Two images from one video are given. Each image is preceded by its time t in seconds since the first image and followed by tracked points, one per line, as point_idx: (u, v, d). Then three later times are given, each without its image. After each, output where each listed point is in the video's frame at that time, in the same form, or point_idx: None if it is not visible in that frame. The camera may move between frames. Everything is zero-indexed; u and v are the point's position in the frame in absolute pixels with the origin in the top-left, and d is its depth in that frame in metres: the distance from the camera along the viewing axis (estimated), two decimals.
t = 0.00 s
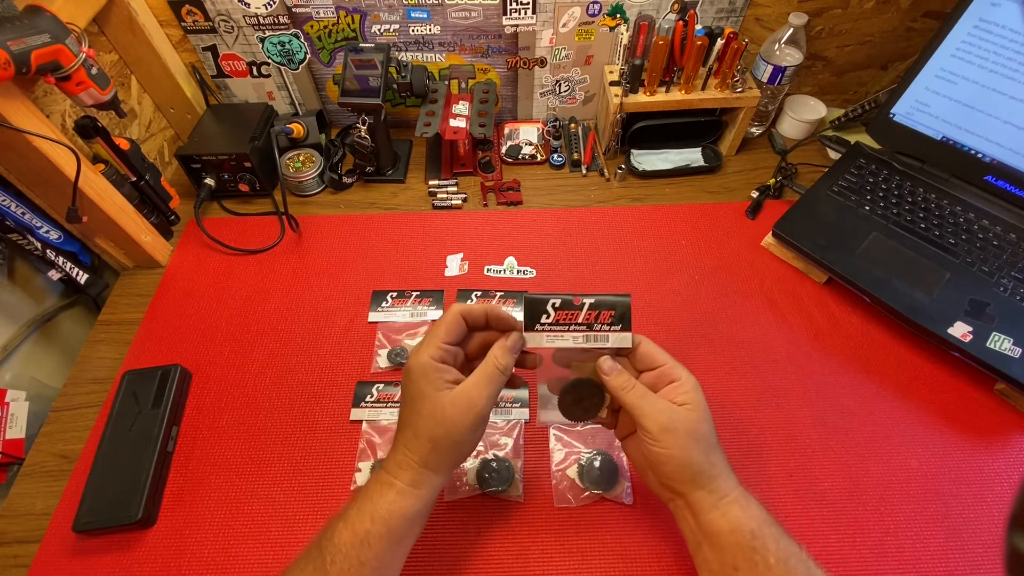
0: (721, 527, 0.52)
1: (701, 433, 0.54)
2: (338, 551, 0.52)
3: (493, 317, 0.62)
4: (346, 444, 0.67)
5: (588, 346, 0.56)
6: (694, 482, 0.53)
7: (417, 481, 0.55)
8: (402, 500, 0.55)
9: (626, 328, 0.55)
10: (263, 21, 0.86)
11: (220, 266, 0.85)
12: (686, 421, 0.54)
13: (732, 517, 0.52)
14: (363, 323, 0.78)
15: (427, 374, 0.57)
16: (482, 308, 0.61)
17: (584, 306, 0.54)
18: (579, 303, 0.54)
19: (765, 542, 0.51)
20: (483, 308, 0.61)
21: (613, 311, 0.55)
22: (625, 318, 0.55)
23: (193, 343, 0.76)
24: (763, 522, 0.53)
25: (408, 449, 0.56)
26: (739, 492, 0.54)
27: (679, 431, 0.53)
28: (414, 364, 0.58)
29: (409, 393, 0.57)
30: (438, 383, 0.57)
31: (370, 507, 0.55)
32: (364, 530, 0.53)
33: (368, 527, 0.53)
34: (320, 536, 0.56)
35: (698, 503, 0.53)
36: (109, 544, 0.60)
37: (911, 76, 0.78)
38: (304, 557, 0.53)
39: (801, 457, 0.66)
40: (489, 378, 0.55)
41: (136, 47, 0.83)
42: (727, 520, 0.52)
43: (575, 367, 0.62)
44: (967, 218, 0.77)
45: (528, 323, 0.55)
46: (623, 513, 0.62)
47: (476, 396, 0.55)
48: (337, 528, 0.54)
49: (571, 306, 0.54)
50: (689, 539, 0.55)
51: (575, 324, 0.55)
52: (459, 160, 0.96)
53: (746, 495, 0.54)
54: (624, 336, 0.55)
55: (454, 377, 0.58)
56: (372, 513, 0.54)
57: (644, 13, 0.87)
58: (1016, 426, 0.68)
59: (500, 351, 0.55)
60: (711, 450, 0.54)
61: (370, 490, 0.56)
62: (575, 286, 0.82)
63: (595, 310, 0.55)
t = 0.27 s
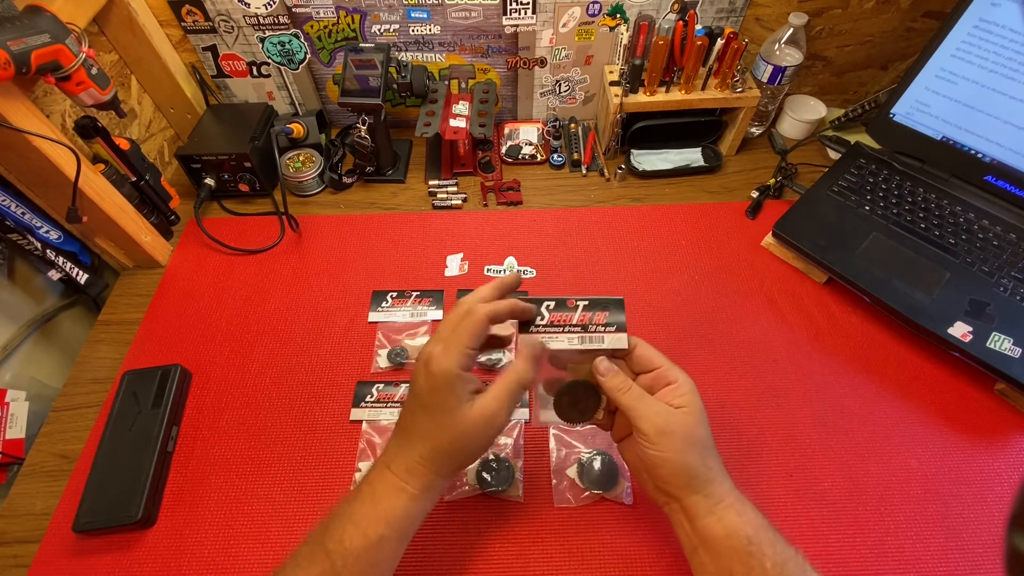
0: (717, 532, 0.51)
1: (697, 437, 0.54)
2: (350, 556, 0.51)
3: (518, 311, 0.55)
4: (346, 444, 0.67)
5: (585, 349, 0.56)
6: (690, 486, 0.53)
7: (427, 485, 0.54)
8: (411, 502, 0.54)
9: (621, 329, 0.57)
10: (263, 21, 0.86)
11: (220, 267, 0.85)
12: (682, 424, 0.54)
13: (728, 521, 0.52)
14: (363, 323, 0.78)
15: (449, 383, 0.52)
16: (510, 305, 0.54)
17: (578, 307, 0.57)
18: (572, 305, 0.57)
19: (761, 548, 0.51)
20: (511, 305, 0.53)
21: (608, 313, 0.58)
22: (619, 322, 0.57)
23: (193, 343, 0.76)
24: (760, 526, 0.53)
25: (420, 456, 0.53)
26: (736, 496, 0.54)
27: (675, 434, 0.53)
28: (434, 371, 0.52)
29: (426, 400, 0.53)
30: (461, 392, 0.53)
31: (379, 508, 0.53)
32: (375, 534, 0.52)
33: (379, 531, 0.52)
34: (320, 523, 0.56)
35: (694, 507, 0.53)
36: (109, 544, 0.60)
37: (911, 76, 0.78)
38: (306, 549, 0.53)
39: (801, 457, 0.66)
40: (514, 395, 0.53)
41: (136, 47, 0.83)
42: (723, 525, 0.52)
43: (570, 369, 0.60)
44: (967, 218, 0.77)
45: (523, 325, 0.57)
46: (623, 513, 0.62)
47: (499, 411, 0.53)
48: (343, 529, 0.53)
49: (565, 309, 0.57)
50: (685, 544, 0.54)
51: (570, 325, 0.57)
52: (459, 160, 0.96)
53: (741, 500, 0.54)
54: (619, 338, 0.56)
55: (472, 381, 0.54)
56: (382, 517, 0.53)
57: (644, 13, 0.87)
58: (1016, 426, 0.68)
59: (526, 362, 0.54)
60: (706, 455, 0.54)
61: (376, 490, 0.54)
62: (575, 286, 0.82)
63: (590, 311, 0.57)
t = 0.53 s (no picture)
0: (707, 551, 0.51)
1: (686, 457, 0.53)
2: (357, 534, 0.51)
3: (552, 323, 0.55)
4: (346, 444, 0.67)
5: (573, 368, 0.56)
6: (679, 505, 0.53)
7: (434, 469, 0.55)
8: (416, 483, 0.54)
9: (610, 347, 0.56)
10: (263, 21, 0.86)
11: (220, 266, 0.85)
12: (667, 444, 0.53)
13: (717, 541, 0.51)
14: (363, 323, 0.78)
15: (474, 376, 0.52)
16: (545, 315, 0.54)
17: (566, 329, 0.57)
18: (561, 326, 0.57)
19: (751, 567, 0.50)
20: (546, 317, 0.54)
21: (597, 333, 0.56)
22: (609, 339, 0.56)
23: (193, 343, 0.76)
24: (753, 543, 0.52)
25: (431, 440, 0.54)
26: (728, 514, 0.53)
27: (661, 455, 0.53)
28: (460, 362, 0.51)
29: (447, 388, 0.53)
30: (483, 389, 0.53)
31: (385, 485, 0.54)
32: (382, 512, 0.53)
33: (386, 509, 0.53)
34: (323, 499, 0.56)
35: (683, 526, 0.53)
36: (110, 544, 0.60)
37: (911, 76, 0.78)
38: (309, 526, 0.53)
39: (801, 457, 0.66)
40: (536, 405, 0.54)
41: (136, 47, 0.83)
42: (712, 544, 0.51)
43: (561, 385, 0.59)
44: (967, 218, 0.77)
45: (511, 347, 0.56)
46: (623, 513, 0.62)
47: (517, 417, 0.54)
48: (350, 506, 0.53)
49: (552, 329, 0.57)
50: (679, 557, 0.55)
51: (559, 346, 0.56)
52: (459, 160, 0.96)
53: (734, 517, 0.53)
54: (608, 356, 0.55)
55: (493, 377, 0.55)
56: (389, 495, 0.54)
57: (644, 13, 0.87)
58: (1016, 426, 0.68)
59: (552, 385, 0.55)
60: (696, 473, 0.53)
61: (382, 468, 0.54)
62: (575, 286, 0.82)
63: (579, 332, 0.57)
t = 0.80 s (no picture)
0: (710, 551, 0.51)
1: (695, 457, 0.53)
2: (356, 538, 0.51)
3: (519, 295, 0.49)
4: (346, 444, 0.67)
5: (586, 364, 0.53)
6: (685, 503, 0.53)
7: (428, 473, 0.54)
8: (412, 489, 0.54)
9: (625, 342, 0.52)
10: (263, 21, 0.86)
11: (220, 267, 0.85)
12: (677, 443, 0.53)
13: (722, 540, 0.52)
14: (363, 323, 0.78)
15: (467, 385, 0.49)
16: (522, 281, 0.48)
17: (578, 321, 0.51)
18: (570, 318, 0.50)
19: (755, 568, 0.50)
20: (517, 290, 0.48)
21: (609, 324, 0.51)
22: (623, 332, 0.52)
23: (193, 343, 0.76)
24: (756, 543, 0.52)
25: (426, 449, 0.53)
26: (732, 514, 0.53)
27: (670, 453, 0.53)
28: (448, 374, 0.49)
29: (438, 397, 0.50)
30: (476, 399, 0.51)
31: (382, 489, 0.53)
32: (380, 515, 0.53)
33: (383, 513, 0.53)
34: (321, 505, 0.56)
35: (687, 524, 0.53)
36: (110, 544, 0.60)
37: (911, 76, 0.78)
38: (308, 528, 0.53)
39: (801, 457, 0.66)
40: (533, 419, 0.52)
41: (136, 47, 0.83)
42: (716, 543, 0.52)
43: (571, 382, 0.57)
44: (967, 218, 0.77)
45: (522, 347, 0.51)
46: (623, 514, 0.62)
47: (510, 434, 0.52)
48: (348, 510, 0.53)
49: (564, 323, 0.51)
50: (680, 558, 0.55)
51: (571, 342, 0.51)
52: (459, 160, 0.96)
53: (738, 518, 0.53)
54: (623, 350, 0.52)
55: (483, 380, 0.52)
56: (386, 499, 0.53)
57: (644, 13, 0.87)
58: (1016, 426, 0.68)
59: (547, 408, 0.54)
60: (703, 473, 0.54)
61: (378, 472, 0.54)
62: (575, 285, 0.82)
63: (590, 324, 0.51)
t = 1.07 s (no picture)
0: (716, 542, 0.51)
1: (704, 445, 0.54)
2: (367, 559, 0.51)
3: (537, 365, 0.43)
4: (346, 444, 0.67)
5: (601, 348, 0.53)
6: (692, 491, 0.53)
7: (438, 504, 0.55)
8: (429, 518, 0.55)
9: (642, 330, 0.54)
10: (263, 21, 0.86)
11: (220, 267, 0.85)
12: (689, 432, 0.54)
13: (727, 532, 0.52)
14: (363, 323, 0.78)
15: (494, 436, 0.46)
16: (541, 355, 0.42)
17: (596, 306, 0.53)
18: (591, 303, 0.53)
19: (760, 560, 0.50)
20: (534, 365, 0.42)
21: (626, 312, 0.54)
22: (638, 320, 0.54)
23: (193, 343, 0.76)
24: (759, 537, 0.52)
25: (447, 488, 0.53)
26: (736, 508, 0.54)
27: (681, 439, 0.53)
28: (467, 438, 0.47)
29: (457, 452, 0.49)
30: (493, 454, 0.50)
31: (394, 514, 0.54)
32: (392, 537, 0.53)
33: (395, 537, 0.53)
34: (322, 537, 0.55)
35: (693, 514, 0.53)
36: (110, 544, 0.60)
37: (911, 76, 0.78)
38: (322, 545, 0.53)
39: (801, 457, 0.66)
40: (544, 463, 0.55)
41: (136, 47, 0.83)
42: (721, 535, 0.52)
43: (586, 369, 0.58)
44: (967, 218, 0.77)
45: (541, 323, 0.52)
46: (623, 513, 0.62)
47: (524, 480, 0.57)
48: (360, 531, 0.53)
49: (584, 307, 0.53)
50: (683, 550, 0.55)
51: (588, 323, 0.53)
52: (459, 160, 0.96)
53: (742, 512, 0.54)
54: (639, 338, 0.53)
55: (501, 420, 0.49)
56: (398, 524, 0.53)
57: (644, 13, 0.87)
58: (1016, 426, 0.68)
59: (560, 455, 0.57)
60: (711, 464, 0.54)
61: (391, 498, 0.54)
62: (574, 285, 0.82)
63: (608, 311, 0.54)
